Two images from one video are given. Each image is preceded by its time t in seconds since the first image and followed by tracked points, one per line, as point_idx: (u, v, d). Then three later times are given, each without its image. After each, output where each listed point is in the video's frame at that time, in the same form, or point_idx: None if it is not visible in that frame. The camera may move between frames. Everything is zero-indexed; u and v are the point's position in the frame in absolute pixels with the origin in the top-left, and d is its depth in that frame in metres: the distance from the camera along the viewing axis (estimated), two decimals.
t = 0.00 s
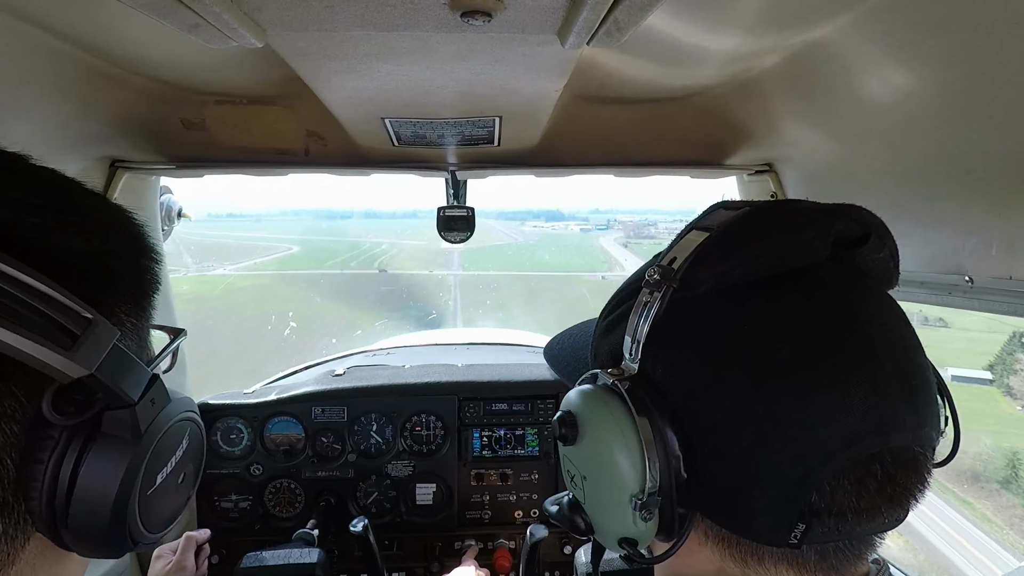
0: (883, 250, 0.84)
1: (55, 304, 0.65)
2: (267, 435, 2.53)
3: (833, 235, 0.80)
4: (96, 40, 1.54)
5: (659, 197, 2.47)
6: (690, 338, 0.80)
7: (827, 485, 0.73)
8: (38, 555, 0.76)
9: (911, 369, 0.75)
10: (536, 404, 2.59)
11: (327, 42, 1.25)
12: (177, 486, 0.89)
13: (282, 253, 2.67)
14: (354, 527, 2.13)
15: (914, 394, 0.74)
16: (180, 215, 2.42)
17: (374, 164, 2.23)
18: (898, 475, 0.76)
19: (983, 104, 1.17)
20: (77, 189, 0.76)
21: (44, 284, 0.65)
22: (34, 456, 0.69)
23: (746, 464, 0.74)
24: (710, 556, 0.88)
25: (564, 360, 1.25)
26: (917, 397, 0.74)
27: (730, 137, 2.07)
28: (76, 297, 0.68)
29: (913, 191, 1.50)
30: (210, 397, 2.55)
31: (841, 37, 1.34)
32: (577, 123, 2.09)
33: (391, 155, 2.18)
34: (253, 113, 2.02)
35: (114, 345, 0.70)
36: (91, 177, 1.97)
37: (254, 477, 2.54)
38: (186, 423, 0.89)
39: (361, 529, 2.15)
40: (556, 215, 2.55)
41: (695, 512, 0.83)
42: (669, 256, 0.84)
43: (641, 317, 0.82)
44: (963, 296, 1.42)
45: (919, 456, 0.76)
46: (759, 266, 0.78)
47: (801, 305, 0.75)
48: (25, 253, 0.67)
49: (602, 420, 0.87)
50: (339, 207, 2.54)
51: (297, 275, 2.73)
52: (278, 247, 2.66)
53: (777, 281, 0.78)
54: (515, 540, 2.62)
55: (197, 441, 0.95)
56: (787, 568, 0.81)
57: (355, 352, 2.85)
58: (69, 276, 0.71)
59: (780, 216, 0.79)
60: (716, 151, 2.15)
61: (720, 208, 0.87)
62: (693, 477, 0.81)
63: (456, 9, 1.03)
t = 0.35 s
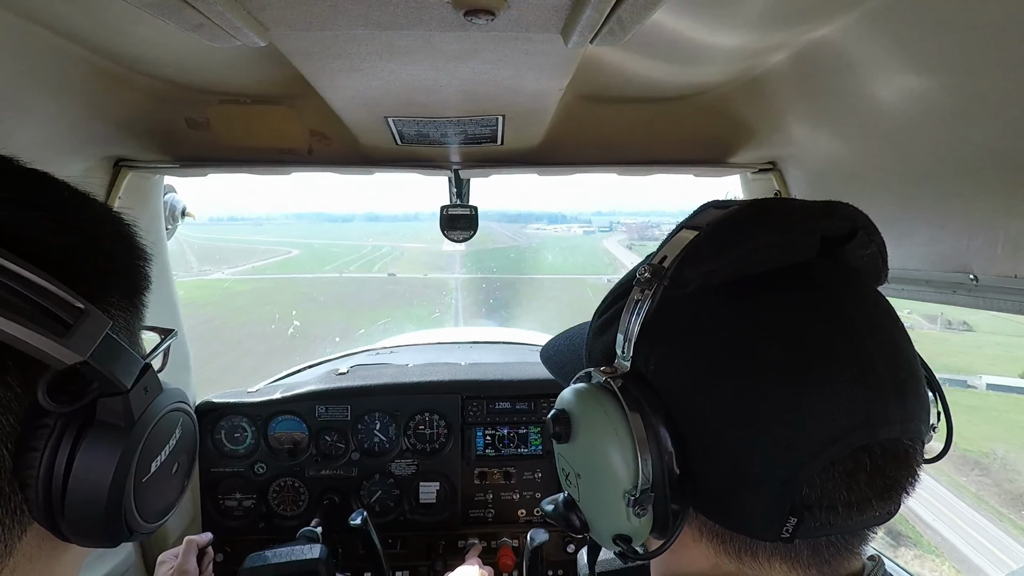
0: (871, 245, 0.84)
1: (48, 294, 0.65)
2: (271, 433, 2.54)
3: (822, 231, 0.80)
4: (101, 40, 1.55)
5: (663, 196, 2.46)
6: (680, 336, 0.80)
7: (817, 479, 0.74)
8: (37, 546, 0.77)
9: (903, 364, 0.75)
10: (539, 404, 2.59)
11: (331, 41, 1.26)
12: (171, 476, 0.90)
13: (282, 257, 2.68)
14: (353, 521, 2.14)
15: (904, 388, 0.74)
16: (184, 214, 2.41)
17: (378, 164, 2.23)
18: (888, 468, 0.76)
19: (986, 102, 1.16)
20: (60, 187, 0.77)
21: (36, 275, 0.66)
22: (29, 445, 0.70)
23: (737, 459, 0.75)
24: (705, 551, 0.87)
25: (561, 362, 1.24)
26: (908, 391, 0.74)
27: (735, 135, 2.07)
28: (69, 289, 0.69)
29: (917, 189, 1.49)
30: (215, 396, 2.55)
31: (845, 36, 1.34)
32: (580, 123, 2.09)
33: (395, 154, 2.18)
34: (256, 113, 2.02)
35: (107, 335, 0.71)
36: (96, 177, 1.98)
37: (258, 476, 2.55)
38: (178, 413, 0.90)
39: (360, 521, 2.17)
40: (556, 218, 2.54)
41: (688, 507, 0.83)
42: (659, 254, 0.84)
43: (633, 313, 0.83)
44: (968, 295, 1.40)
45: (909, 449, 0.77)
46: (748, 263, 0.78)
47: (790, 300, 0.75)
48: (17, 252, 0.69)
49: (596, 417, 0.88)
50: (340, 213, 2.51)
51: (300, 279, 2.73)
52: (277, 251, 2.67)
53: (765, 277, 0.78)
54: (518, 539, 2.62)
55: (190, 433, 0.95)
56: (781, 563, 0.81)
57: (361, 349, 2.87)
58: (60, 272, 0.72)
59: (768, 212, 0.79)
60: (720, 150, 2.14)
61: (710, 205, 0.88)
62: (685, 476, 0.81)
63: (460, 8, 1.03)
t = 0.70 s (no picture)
0: (864, 245, 0.85)
1: (44, 294, 0.66)
2: (272, 433, 2.54)
3: (814, 232, 0.81)
4: (102, 40, 1.55)
5: (663, 197, 2.46)
6: (675, 340, 0.80)
7: (814, 482, 0.74)
8: (35, 544, 0.78)
9: (898, 365, 0.75)
10: (540, 404, 2.59)
11: (332, 41, 1.26)
12: (168, 474, 0.90)
13: (282, 258, 2.61)
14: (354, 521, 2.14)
15: (899, 390, 0.74)
16: (185, 214, 2.41)
17: (378, 164, 2.23)
18: (885, 470, 0.76)
19: (986, 102, 1.16)
20: (56, 187, 0.77)
21: (33, 275, 0.66)
22: (28, 443, 0.70)
23: (734, 462, 0.75)
24: (701, 555, 0.87)
25: (555, 362, 1.25)
26: (903, 392, 0.74)
27: (736, 135, 2.06)
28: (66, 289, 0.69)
29: (918, 188, 1.49)
30: (216, 396, 2.57)
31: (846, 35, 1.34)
32: (580, 123, 2.09)
33: (395, 154, 2.18)
34: (256, 113, 2.02)
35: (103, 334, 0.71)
36: (97, 177, 1.98)
37: (259, 476, 2.55)
38: (175, 411, 0.89)
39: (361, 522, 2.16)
40: (562, 222, 2.52)
41: (686, 511, 0.82)
42: (653, 257, 0.84)
43: (628, 315, 0.82)
44: (969, 295, 1.39)
45: (905, 450, 0.77)
46: (743, 266, 0.78)
47: (783, 303, 0.76)
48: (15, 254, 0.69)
49: (592, 423, 0.87)
50: (342, 214, 2.52)
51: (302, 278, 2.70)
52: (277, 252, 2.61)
53: (759, 280, 0.78)
54: (519, 539, 2.62)
55: (187, 431, 0.95)
56: (779, 566, 0.81)
57: (360, 351, 2.90)
58: (58, 274, 0.72)
59: (760, 214, 0.79)
60: (721, 151, 2.14)
61: (704, 207, 0.88)
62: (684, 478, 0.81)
63: (461, 8, 1.04)
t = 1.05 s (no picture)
0: (859, 245, 0.83)
1: (27, 299, 0.66)
2: (272, 434, 2.54)
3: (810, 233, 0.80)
4: (102, 40, 1.55)
5: (663, 197, 2.46)
6: (671, 343, 0.80)
7: (812, 486, 0.74)
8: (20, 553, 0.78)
9: (895, 367, 0.75)
10: (540, 404, 2.59)
11: (332, 41, 1.26)
12: (157, 479, 0.90)
13: (282, 259, 2.73)
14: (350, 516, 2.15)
15: (898, 393, 0.74)
16: (186, 214, 2.40)
17: (378, 164, 2.23)
18: (884, 473, 0.76)
19: (985, 101, 1.16)
20: (50, 190, 0.79)
21: (15, 281, 0.66)
22: (11, 451, 0.71)
23: (731, 466, 0.75)
24: (700, 561, 0.88)
25: (550, 369, 1.24)
26: (901, 395, 0.74)
27: (736, 135, 2.07)
28: (49, 294, 0.69)
29: (919, 189, 1.49)
30: (216, 396, 2.56)
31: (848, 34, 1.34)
32: (580, 123, 2.09)
33: (395, 154, 2.18)
34: (257, 114, 2.02)
35: (87, 339, 0.71)
36: (98, 177, 1.98)
37: (259, 476, 2.55)
38: (165, 416, 0.89)
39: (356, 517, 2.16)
40: (564, 227, 2.57)
41: (683, 517, 0.83)
42: (648, 260, 0.84)
43: (624, 317, 0.83)
44: (969, 296, 1.38)
45: (904, 453, 0.77)
46: (737, 268, 0.78)
47: (779, 306, 0.76)
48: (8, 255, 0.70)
49: (587, 428, 0.87)
50: (345, 215, 2.55)
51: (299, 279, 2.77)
52: (277, 252, 2.73)
53: (755, 283, 0.78)
54: (519, 539, 2.62)
55: (178, 436, 0.95)
56: (778, 571, 0.81)
57: (360, 351, 2.88)
58: (49, 276, 0.73)
59: (754, 217, 0.79)
60: (721, 151, 2.14)
61: (698, 209, 0.88)
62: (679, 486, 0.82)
63: (461, 8, 1.03)
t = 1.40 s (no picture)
0: (883, 244, 0.84)
1: (38, 301, 0.66)
2: (272, 434, 2.54)
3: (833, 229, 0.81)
4: (103, 41, 1.55)
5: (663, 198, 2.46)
6: (692, 331, 0.80)
7: (830, 476, 0.73)
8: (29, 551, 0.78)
9: (915, 361, 0.76)
10: (540, 405, 2.58)
11: (333, 41, 1.26)
12: (165, 482, 0.90)
13: (281, 254, 2.71)
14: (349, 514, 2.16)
15: (916, 387, 0.74)
16: (185, 214, 2.40)
17: (378, 164, 2.22)
18: (902, 467, 0.76)
19: (986, 101, 1.16)
20: (45, 179, 0.78)
21: (28, 283, 0.66)
22: (23, 452, 0.70)
23: (749, 454, 0.75)
24: (714, 549, 0.87)
25: (571, 361, 1.25)
26: (919, 389, 0.75)
27: (736, 135, 2.07)
28: (62, 296, 0.70)
29: (918, 190, 1.49)
30: (216, 397, 2.56)
31: (849, 35, 1.34)
32: (579, 123, 2.09)
33: (396, 154, 2.17)
34: (257, 114, 2.02)
35: (99, 342, 0.71)
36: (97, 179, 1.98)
37: (259, 477, 2.54)
38: (174, 419, 0.89)
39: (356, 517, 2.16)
40: (568, 233, 2.50)
41: (698, 504, 0.84)
42: (672, 250, 0.85)
43: (643, 313, 0.83)
44: (969, 296, 1.41)
45: (923, 448, 0.77)
46: (759, 258, 0.78)
47: (801, 296, 0.76)
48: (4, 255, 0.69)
49: (607, 412, 0.88)
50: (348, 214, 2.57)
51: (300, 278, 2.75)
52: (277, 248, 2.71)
53: (778, 275, 0.78)
54: (519, 540, 2.62)
55: (186, 438, 0.95)
56: (792, 562, 0.81)
57: (360, 352, 2.88)
58: (50, 276, 0.73)
59: (778, 211, 0.80)
60: (722, 151, 2.14)
61: (720, 205, 0.89)
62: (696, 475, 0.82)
63: (462, 9, 1.03)
